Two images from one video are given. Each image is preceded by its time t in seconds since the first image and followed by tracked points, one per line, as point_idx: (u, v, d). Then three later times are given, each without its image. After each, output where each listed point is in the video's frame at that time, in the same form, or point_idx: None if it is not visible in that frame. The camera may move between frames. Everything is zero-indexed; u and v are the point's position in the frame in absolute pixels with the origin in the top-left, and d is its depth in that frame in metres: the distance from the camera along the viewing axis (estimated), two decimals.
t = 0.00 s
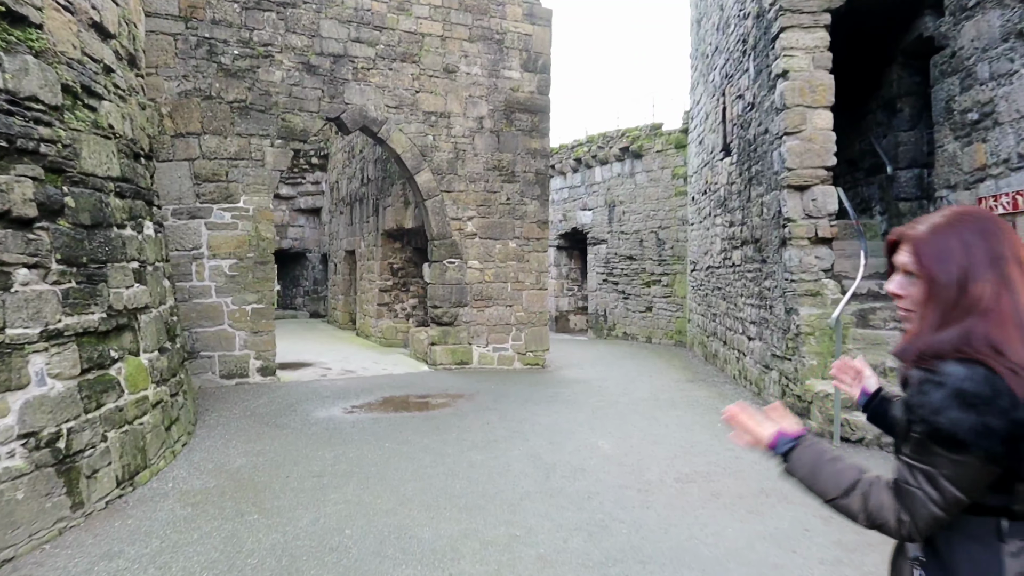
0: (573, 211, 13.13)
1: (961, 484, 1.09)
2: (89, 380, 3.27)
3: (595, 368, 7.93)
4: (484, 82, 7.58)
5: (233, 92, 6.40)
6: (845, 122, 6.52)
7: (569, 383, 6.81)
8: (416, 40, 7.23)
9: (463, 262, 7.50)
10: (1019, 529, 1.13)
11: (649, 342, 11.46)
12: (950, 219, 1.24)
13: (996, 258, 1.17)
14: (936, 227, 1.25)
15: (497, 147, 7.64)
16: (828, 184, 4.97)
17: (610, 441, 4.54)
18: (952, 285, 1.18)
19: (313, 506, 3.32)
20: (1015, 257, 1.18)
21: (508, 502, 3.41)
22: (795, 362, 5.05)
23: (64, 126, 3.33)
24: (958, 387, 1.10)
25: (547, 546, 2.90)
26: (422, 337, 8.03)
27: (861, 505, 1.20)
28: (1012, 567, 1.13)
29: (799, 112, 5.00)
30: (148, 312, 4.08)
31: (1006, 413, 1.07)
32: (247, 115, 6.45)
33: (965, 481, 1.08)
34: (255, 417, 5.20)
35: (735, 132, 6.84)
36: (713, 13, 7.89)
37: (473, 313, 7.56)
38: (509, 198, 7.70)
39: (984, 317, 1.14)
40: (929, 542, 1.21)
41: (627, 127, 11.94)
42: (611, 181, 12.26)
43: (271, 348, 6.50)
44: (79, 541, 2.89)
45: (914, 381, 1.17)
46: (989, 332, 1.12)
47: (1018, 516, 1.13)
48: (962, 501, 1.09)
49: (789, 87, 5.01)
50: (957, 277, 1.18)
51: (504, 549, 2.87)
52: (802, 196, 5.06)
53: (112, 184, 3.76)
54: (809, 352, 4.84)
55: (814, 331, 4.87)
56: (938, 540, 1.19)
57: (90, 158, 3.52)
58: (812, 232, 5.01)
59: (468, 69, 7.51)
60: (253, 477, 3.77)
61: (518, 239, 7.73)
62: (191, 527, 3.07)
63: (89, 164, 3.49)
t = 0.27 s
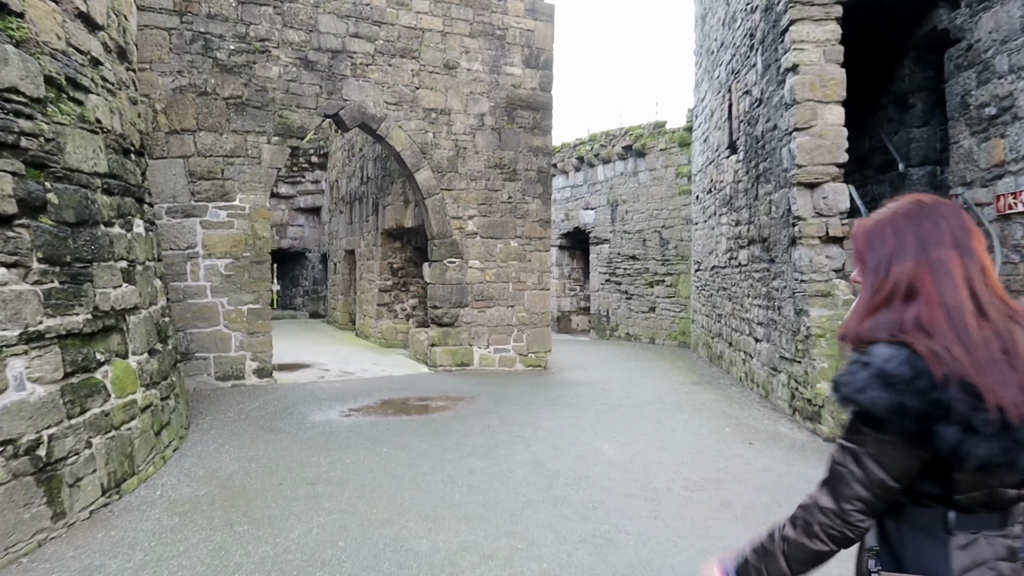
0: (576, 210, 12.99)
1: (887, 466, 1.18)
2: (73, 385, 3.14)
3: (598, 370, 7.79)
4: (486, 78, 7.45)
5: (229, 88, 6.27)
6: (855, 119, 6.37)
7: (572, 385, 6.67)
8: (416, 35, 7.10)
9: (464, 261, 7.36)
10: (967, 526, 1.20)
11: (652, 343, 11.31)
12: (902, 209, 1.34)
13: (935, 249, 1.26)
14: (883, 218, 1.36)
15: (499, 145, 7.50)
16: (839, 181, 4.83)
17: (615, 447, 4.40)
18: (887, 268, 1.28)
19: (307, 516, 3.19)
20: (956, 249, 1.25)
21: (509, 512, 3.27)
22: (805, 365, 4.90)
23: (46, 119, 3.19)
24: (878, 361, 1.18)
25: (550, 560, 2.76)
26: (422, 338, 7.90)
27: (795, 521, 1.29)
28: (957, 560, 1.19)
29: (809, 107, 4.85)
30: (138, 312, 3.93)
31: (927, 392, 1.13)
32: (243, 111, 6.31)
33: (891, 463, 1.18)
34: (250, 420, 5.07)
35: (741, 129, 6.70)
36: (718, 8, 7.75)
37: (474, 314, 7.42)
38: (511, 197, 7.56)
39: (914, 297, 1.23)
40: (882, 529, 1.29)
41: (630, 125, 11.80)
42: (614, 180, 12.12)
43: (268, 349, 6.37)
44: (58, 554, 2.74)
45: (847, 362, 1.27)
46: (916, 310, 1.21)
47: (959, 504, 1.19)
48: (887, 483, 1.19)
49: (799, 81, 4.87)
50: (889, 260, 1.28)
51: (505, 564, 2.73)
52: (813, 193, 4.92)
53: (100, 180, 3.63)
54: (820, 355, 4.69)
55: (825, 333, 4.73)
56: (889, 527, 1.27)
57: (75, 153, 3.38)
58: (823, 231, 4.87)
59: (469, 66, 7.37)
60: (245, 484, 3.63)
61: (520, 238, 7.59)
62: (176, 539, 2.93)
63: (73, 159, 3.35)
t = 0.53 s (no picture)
0: (579, 209, 12.82)
1: (839, 471, 1.28)
2: (49, 393, 2.97)
3: (603, 373, 7.61)
4: (487, 74, 7.28)
5: (224, 85, 6.10)
6: (868, 115, 6.18)
7: (576, 389, 6.49)
8: (416, 30, 6.93)
9: (465, 262, 7.19)
10: (892, 534, 1.32)
11: (657, 344, 11.13)
12: (852, 230, 1.43)
13: (867, 271, 1.36)
14: (837, 237, 1.46)
15: (501, 142, 7.33)
16: (854, 178, 4.65)
17: (622, 456, 4.22)
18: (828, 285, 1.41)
19: (297, 532, 3.01)
20: (890, 270, 1.34)
21: (512, 529, 3.09)
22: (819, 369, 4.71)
23: (21, 113, 3.03)
24: (799, 369, 1.33)
25: None
26: (423, 340, 7.73)
27: (785, 564, 1.34)
28: (884, 566, 1.31)
29: (822, 101, 4.66)
30: (123, 316, 3.76)
31: (836, 393, 1.27)
32: (237, 108, 6.15)
33: (840, 467, 1.28)
34: (244, 427, 4.90)
35: (750, 126, 6.51)
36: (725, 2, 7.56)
37: (476, 316, 7.25)
38: (513, 195, 7.38)
39: (843, 315, 1.36)
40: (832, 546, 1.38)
41: (634, 123, 11.62)
42: (618, 179, 11.94)
43: (264, 352, 6.21)
44: None
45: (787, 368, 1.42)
46: (841, 327, 1.34)
47: (887, 512, 1.32)
48: (844, 487, 1.28)
49: (812, 74, 4.68)
50: (828, 279, 1.41)
51: None
52: (827, 190, 4.75)
53: (81, 178, 3.47)
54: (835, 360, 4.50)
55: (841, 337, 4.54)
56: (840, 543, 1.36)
57: (54, 150, 3.22)
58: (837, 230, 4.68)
59: (470, 61, 7.20)
60: (235, 497, 3.45)
61: (523, 238, 7.42)
62: (157, 558, 2.75)
63: (51, 156, 3.19)
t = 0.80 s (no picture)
0: (604, 207, 12.56)
1: (819, 433, 1.30)
2: (49, 399, 2.83)
3: (629, 376, 7.37)
4: (510, 68, 7.07)
5: (240, 80, 5.98)
6: (909, 106, 5.87)
7: (602, 393, 6.27)
8: (436, 24, 6.75)
9: (487, 261, 7.00)
10: (869, 501, 1.34)
11: (685, 346, 10.84)
12: (847, 206, 1.48)
13: (859, 241, 1.40)
14: (834, 216, 1.49)
15: (524, 138, 7.12)
16: (898, 172, 4.35)
17: (650, 466, 3.99)
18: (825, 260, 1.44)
19: (306, 548, 2.84)
20: (881, 243, 1.38)
21: (534, 546, 2.88)
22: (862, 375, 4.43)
23: (21, 105, 2.90)
24: (790, 334, 1.35)
25: None
26: (444, 341, 7.56)
27: (757, 519, 1.37)
28: (853, 529, 1.34)
29: (864, 90, 4.37)
30: (131, 317, 3.63)
31: (823, 354, 1.28)
32: (254, 104, 6.03)
33: (821, 429, 1.30)
34: (258, 431, 4.75)
35: (784, 119, 6.23)
36: None
37: (499, 316, 7.05)
38: (537, 193, 7.17)
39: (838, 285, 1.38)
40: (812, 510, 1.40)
41: (660, 119, 11.33)
42: (644, 176, 11.67)
43: (281, 353, 6.08)
44: None
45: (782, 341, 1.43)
46: (834, 296, 1.36)
47: (863, 477, 1.33)
48: (822, 448, 1.30)
49: (853, 62, 4.39)
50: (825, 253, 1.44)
51: None
52: (869, 185, 4.45)
53: (86, 174, 3.34)
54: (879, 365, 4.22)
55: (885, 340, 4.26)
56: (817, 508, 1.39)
57: (56, 143, 3.08)
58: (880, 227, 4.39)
59: (492, 55, 7.00)
60: (243, 508, 3.28)
61: (547, 236, 7.20)
62: None
63: (53, 150, 3.06)
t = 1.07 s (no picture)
0: (618, 205, 12.34)
1: (803, 443, 1.39)
2: (35, 403, 2.67)
3: (645, 378, 7.16)
4: (523, 61, 6.88)
5: (247, 73, 5.83)
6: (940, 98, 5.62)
7: (617, 396, 6.07)
8: (448, 15, 6.57)
9: (500, 259, 6.81)
10: (851, 506, 1.44)
11: (701, 347, 10.60)
12: (840, 219, 1.54)
13: (850, 254, 1.47)
14: (829, 229, 1.56)
15: (537, 133, 6.93)
16: (934, 166, 4.10)
17: (670, 475, 3.79)
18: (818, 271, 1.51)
19: (306, 563, 2.66)
20: (870, 255, 1.45)
21: (549, 564, 2.69)
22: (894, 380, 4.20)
23: (8, 92, 2.75)
24: (781, 346, 1.45)
25: None
26: (455, 342, 7.38)
27: (747, 522, 1.47)
28: (836, 532, 1.43)
29: (899, 79, 4.13)
30: (127, 316, 3.47)
31: (808, 366, 1.38)
32: (261, 97, 5.87)
33: (806, 439, 1.39)
34: (262, 434, 4.59)
35: (807, 113, 6.00)
36: None
37: (511, 316, 6.87)
38: (551, 189, 6.98)
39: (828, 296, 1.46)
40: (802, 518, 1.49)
41: (677, 115, 11.09)
42: (659, 173, 11.45)
43: (288, 353, 5.92)
44: None
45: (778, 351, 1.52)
46: (823, 307, 1.44)
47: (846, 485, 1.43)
48: (807, 457, 1.39)
49: (886, 50, 4.15)
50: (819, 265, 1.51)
51: None
52: (902, 180, 4.19)
53: (81, 166, 3.18)
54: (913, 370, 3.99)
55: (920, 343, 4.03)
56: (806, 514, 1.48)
57: (46, 133, 2.93)
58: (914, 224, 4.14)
59: (505, 48, 6.81)
60: (242, 518, 3.11)
61: (561, 234, 7.01)
62: None
63: (42, 140, 2.90)
